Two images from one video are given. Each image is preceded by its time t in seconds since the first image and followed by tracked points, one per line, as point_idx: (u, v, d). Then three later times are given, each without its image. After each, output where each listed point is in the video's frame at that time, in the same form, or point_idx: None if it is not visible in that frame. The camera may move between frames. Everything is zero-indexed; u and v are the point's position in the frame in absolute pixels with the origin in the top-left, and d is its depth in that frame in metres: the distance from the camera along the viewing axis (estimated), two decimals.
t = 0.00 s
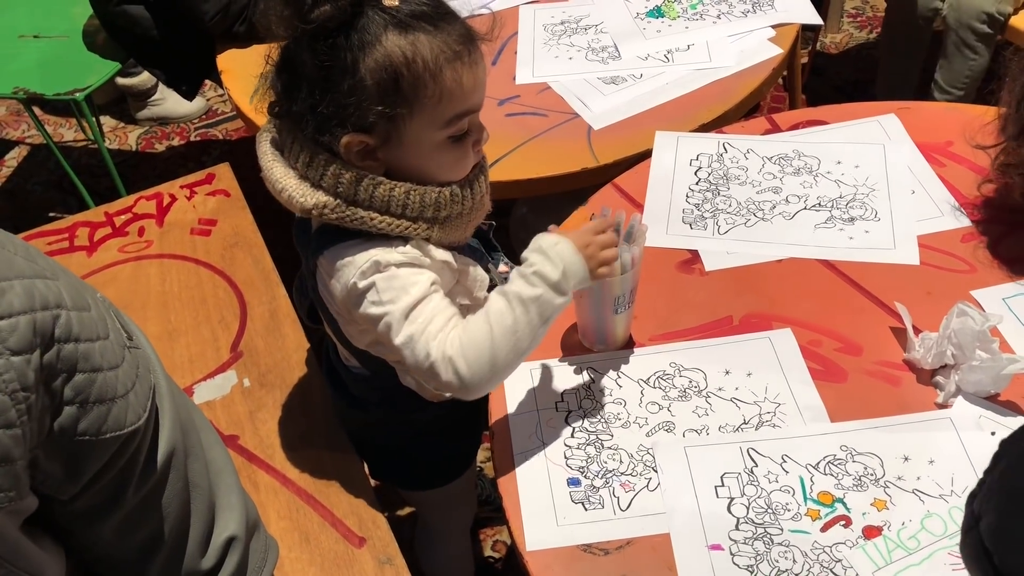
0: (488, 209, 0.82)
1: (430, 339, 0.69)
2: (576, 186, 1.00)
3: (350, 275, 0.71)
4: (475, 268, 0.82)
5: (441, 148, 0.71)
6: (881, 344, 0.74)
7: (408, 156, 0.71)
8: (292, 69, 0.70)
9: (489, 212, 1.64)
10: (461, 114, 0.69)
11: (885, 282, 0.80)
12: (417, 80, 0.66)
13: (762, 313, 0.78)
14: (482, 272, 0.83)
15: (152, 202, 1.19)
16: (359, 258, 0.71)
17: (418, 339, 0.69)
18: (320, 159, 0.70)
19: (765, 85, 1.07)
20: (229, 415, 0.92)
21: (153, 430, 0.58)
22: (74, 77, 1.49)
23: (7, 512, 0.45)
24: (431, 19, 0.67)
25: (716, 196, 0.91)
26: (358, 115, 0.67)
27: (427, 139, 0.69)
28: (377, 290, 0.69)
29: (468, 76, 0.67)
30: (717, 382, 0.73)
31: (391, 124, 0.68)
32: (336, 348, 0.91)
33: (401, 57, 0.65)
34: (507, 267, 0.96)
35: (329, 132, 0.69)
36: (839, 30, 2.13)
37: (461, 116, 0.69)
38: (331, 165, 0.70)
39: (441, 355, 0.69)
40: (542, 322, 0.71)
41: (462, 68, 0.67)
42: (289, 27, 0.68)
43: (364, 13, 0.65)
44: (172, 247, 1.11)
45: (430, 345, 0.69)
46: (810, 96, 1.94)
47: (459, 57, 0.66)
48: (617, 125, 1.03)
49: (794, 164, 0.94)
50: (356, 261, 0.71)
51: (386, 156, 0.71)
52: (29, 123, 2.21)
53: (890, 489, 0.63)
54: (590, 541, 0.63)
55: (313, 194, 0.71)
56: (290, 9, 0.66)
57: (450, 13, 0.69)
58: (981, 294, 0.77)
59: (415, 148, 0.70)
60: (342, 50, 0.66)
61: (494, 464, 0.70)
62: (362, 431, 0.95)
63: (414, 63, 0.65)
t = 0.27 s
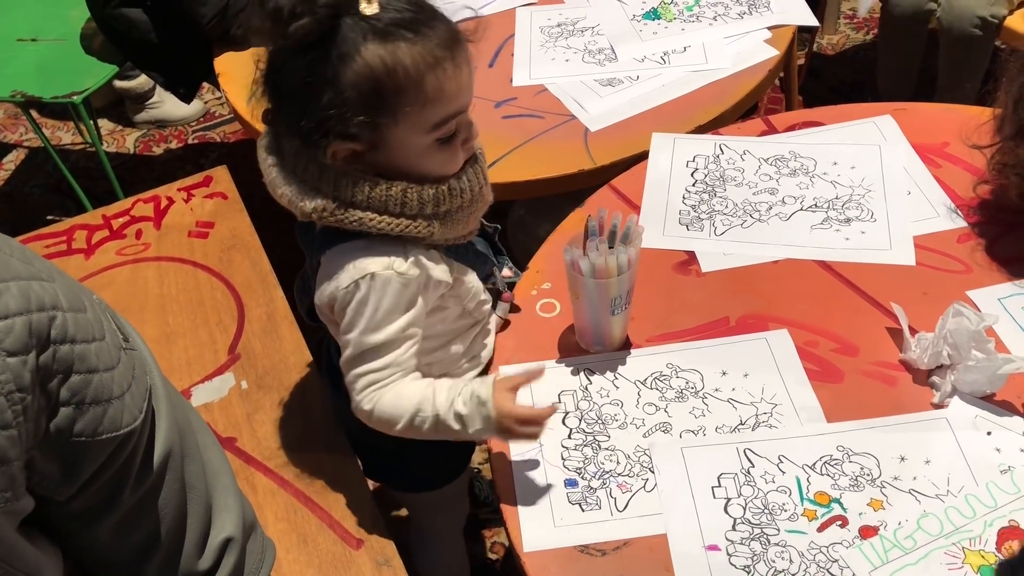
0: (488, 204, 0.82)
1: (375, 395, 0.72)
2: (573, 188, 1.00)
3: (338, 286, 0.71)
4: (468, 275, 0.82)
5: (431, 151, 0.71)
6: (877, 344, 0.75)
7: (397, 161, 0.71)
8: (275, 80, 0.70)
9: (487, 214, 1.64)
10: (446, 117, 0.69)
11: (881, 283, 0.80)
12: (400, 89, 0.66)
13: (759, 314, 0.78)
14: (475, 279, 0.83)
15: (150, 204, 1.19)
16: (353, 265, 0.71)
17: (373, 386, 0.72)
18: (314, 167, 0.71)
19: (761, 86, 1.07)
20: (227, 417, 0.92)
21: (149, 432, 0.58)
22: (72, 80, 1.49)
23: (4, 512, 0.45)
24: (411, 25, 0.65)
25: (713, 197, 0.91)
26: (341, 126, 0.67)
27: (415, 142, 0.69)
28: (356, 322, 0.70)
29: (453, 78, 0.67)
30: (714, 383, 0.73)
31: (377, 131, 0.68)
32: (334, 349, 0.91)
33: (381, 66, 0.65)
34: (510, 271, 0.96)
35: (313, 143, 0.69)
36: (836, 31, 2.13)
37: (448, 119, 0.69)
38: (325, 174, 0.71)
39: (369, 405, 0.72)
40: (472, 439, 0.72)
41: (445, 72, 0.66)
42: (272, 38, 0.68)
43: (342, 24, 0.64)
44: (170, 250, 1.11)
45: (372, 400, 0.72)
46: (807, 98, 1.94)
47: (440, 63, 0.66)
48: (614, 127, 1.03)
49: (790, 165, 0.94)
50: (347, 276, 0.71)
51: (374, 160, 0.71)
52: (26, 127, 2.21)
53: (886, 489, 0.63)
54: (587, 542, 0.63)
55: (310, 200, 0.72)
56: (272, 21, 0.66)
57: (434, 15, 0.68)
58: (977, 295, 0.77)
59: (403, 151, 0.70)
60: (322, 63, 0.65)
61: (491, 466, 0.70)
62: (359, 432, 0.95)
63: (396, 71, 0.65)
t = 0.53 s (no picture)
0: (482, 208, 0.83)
1: (368, 387, 0.75)
2: (571, 187, 1.00)
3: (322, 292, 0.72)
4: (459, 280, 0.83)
5: (409, 148, 0.70)
6: (876, 343, 0.75)
7: (378, 160, 0.71)
8: (254, 86, 0.72)
9: (485, 213, 1.64)
10: (418, 116, 0.68)
11: (880, 281, 0.80)
12: (364, 86, 0.66)
13: (757, 313, 0.78)
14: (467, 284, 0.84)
15: (148, 204, 1.19)
16: (332, 268, 0.72)
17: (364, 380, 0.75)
18: (296, 171, 0.73)
19: (759, 85, 1.07)
20: (226, 417, 0.91)
21: (148, 429, 0.58)
22: (70, 80, 1.49)
23: (3, 509, 0.45)
24: (375, 21, 0.66)
25: (711, 196, 0.91)
26: (309, 128, 0.68)
27: (390, 140, 0.69)
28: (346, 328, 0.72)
29: (423, 70, 0.67)
30: (713, 381, 0.73)
31: (348, 131, 0.68)
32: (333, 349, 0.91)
33: (341, 64, 0.65)
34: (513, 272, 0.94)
35: (292, 146, 0.71)
36: (833, 31, 2.13)
37: (419, 118, 0.69)
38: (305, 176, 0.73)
39: (363, 396, 0.75)
40: (449, 393, 0.76)
41: (410, 66, 0.66)
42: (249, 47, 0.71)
43: (302, 27, 0.66)
44: (169, 250, 1.11)
45: (367, 392, 0.75)
46: (804, 97, 1.94)
47: (401, 57, 0.66)
48: (612, 126, 1.03)
49: (788, 163, 0.94)
50: (328, 285, 0.72)
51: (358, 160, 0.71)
52: (24, 127, 2.20)
53: (885, 486, 0.64)
54: (586, 540, 0.63)
55: (293, 201, 0.74)
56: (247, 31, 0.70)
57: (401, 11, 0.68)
58: (975, 293, 0.77)
59: (380, 150, 0.70)
60: (288, 65, 0.67)
61: (490, 464, 0.70)
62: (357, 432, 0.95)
63: (356, 69, 0.65)
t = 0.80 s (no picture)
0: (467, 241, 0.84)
1: (370, 380, 0.78)
2: (569, 185, 1.00)
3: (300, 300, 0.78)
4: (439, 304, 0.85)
5: (410, 167, 0.70)
6: (874, 341, 0.74)
7: (376, 175, 0.71)
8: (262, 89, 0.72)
9: (483, 211, 1.64)
10: (419, 136, 0.69)
11: (878, 279, 0.80)
12: (368, 98, 0.67)
13: (756, 311, 0.78)
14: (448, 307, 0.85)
15: (145, 203, 1.18)
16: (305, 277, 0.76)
17: (363, 373, 0.78)
18: (289, 178, 0.74)
19: (758, 82, 1.07)
20: (223, 416, 0.91)
21: (143, 426, 0.57)
22: (67, 78, 1.48)
23: None
24: (387, 38, 0.67)
25: (710, 194, 0.91)
26: (309, 135, 0.69)
27: (390, 157, 0.69)
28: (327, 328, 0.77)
29: (432, 87, 0.68)
30: (711, 379, 0.73)
31: (350, 142, 0.69)
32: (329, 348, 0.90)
33: (349, 75, 0.66)
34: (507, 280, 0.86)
35: (291, 153, 0.71)
36: (832, 28, 2.13)
37: (421, 138, 0.69)
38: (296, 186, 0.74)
39: (373, 389, 0.78)
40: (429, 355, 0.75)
41: (421, 84, 0.67)
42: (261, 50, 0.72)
43: (314, 37, 0.67)
44: (166, 248, 1.11)
45: (377, 385, 0.78)
46: (802, 95, 1.94)
47: (410, 75, 0.67)
48: (610, 123, 1.03)
49: (787, 161, 0.94)
50: (302, 294, 0.77)
51: (357, 173, 0.71)
52: (22, 125, 2.20)
53: (884, 485, 0.63)
54: (584, 539, 0.63)
55: (281, 207, 0.74)
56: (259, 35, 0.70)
57: (415, 31, 0.70)
58: (974, 291, 0.77)
59: (379, 165, 0.70)
60: (295, 71, 0.68)
61: (487, 463, 0.70)
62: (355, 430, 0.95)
63: (364, 81, 0.66)
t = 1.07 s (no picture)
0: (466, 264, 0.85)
1: (366, 387, 0.78)
2: (569, 186, 1.00)
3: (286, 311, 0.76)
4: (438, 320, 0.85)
5: (428, 197, 0.70)
6: (875, 341, 0.75)
7: (391, 199, 0.70)
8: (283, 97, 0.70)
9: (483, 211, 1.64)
10: (443, 171, 0.68)
11: (878, 280, 0.80)
12: (399, 129, 0.65)
13: (756, 311, 0.78)
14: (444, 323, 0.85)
15: (145, 203, 1.18)
16: (296, 290, 0.75)
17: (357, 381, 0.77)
18: (300, 186, 0.73)
19: (758, 82, 1.07)
20: (223, 416, 0.91)
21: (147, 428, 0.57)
22: (67, 78, 1.48)
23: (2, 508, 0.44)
24: (427, 69, 0.65)
25: (710, 194, 0.91)
26: (333, 152, 0.68)
27: (410, 186, 0.69)
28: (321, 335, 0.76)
29: (463, 121, 0.67)
30: (712, 380, 0.73)
31: (371, 166, 0.68)
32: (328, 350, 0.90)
33: (385, 103, 0.65)
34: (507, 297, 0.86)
35: (311, 166, 0.71)
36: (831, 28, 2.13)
37: (444, 174, 0.68)
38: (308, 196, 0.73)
39: (370, 398, 0.78)
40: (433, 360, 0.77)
41: (454, 119, 0.66)
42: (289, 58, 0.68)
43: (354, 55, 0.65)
44: (166, 249, 1.11)
45: (374, 393, 0.78)
46: (802, 94, 1.94)
47: (446, 112, 0.66)
48: (611, 123, 1.03)
49: (787, 161, 0.94)
50: (290, 304, 0.75)
51: (370, 194, 0.70)
52: (22, 125, 2.20)
53: (884, 486, 0.63)
54: (585, 540, 0.63)
55: (287, 215, 0.74)
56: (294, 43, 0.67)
57: (453, 64, 0.68)
58: (974, 291, 0.77)
59: (396, 191, 0.69)
60: (329, 87, 0.66)
61: (488, 463, 0.70)
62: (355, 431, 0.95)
63: (399, 112, 0.65)
